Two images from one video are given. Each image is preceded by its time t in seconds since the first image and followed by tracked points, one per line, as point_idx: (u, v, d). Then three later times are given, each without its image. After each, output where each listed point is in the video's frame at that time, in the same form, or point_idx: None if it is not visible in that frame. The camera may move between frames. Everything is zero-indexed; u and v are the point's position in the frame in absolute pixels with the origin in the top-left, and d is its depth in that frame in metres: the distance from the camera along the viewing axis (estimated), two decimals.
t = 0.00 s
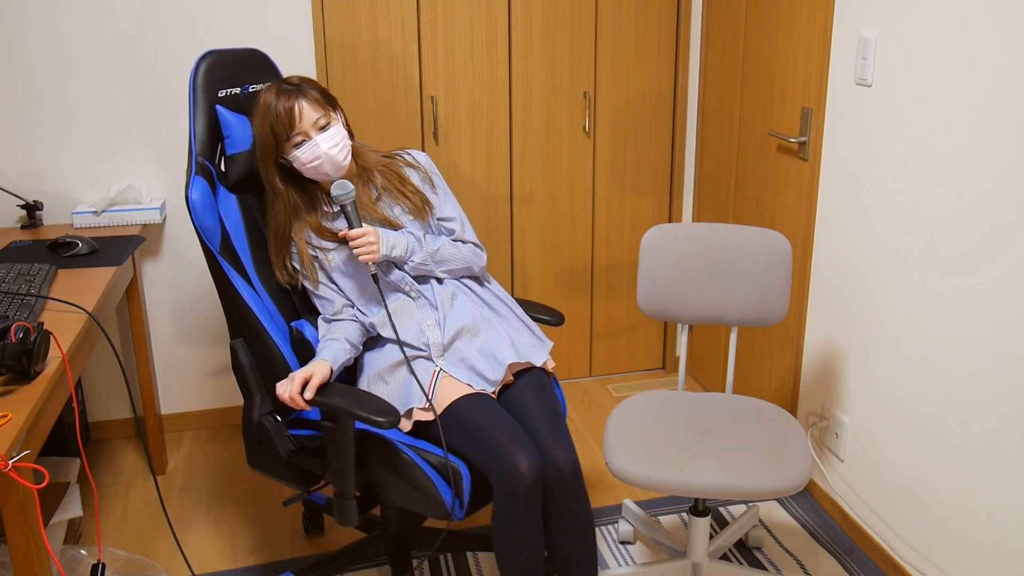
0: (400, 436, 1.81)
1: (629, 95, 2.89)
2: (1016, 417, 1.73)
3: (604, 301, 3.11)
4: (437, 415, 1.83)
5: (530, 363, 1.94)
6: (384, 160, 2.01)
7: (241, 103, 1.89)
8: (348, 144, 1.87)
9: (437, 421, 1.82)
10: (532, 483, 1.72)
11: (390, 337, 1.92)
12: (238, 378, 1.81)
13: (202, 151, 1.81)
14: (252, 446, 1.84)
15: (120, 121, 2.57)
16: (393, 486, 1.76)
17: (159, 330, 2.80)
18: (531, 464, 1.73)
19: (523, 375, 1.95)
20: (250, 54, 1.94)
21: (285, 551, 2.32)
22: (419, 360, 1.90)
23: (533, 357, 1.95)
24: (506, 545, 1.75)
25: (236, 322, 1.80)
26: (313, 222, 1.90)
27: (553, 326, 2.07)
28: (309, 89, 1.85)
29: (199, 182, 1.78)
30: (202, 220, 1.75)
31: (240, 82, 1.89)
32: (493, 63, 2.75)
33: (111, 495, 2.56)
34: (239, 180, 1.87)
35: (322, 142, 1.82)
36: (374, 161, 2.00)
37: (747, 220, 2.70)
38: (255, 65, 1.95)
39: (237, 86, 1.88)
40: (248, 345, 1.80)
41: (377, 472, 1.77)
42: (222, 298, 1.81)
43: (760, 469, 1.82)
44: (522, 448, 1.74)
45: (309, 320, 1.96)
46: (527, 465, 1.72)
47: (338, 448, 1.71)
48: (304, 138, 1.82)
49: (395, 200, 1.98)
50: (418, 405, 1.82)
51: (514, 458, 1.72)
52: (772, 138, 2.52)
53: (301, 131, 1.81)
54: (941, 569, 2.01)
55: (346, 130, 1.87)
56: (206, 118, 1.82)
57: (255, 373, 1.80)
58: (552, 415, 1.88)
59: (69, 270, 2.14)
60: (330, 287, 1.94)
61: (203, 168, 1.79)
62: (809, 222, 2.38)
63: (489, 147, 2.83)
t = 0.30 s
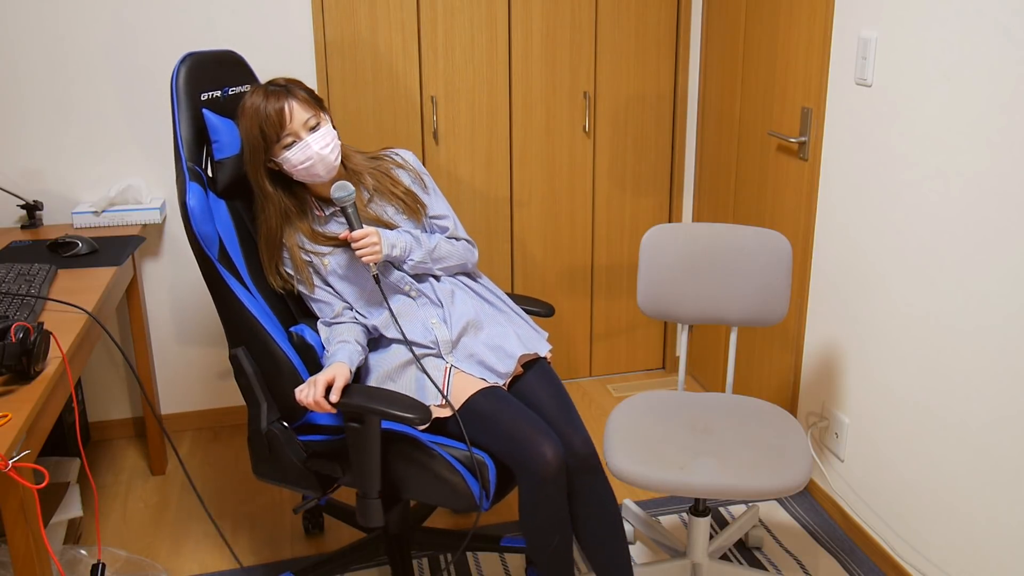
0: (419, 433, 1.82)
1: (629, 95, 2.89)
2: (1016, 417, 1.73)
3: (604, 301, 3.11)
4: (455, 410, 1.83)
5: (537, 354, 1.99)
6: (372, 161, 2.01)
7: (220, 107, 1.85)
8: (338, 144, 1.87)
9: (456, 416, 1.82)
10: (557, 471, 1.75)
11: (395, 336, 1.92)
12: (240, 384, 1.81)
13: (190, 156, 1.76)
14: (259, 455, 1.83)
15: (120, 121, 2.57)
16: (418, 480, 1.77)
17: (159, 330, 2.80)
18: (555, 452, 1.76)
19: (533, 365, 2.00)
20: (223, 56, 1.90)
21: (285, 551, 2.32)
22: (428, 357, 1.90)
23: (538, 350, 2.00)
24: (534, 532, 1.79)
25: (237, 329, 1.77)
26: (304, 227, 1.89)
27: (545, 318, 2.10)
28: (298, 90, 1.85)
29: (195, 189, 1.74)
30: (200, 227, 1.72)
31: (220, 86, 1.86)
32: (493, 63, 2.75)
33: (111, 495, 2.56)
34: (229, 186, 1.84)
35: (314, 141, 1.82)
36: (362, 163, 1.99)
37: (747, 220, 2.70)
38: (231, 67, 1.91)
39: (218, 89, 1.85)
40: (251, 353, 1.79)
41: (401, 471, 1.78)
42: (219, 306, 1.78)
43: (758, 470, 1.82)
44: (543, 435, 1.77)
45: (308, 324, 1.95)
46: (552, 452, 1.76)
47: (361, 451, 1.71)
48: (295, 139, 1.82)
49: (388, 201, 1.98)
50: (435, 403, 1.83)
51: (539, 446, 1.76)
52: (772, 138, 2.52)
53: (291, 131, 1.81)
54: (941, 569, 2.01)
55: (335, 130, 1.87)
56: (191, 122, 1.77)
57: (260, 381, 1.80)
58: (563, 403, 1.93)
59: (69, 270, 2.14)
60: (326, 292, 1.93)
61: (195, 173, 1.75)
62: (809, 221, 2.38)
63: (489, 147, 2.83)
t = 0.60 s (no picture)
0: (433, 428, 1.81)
1: (629, 95, 2.89)
2: (1017, 416, 1.73)
3: (603, 301, 3.11)
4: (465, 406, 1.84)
5: (539, 347, 2.02)
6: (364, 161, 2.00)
7: (207, 111, 1.83)
8: (338, 145, 1.87)
9: (468, 413, 1.83)
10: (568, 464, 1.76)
11: (399, 336, 1.92)
12: (245, 390, 1.81)
13: (185, 160, 1.74)
14: (269, 461, 1.84)
15: (120, 121, 2.57)
16: (436, 476, 1.77)
17: (159, 330, 2.79)
18: (569, 439, 1.77)
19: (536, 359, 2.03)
20: (206, 57, 1.88)
21: (285, 551, 2.32)
22: (434, 355, 1.90)
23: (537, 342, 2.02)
24: (549, 520, 1.80)
25: (239, 333, 1.77)
26: (303, 230, 1.89)
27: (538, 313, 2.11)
28: (295, 92, 1.85)
29: (195, 193, 1.72)
30: (201, 232, 1.70)
31: (206, 88, 1.84)
32: (493, 63, 2.75)
33: (111, 495, 2.56)
34: (224, 189, 1.82)
35: (315, 142, 1.83)
36: (354, 163, 1.98)
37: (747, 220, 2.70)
38: (214, 70, 1.89)
39: (205, 91, 1.83)
40: (253, 357, 1.79)
41: (417, 468, 1.78)
42: (219, 311, 1.77)
43: (759, 470, 1.82)
44: (557, 424, 1.79)
45: (307, 326, 1.94)
46: (566, 440, 1.77)
47: (378, 449, 1.71)
48: (296, 142, 1.82)
49: (385, 201, 1.98)
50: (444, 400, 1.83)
51: (555, 437, 1.77)
52: (772, 138, 2.52)
53: (292, 133, 1.81)
54: (941, 569, 2.01)
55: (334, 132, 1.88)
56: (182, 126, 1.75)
57: (264, 384, 1.80)
58: (569, 398, 1.96)
59: (69, 270, 2.14)
60: (326, 293, 1.93)
61: (192, 177, 1.73)
62: (809, 221, 2.38)
63: (489, 147, 2.83)
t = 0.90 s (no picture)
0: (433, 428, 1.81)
1: (629, 95, 2.89)
2: (1017, 417, 1.73)
3: (603, 301, 3.11)
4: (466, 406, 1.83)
5: (539, 347, 2.02)
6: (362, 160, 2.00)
7: (206, 110, 1.83)
8: (333, 141, 1.87)
9: (470, 412, 1.82)
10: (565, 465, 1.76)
11: (399, 336, 1.92)
12: (246, 391, 1.81)
13: (184, 160, 1.74)
14: (270, 462, 1.84)
15: (120, 121, 2.57)
16: (439, 476, 1.77)
17: (159, 330, 2.79)
18: (570, 440, 1.78)
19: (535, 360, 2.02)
20: (204, 57, 1.88)
21: (285, 551, 2.31)
22: (434, 355, 1.90)
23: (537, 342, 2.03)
24: (548, 520, 1.81)
25: (240, 333, 1.77)
26: (302, 231, 1.89)
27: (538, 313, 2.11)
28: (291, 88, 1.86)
29: (195, 194, 1.72)
30: (202, 232, 1.70)
31: (204, 88, 1.84)
32: (493, 63, 2.75)
33: (111, 495, 2.56)
34: (224, 190, 1.82)
35: (309, 139, 1.82)
36: (354, 164, 1.98)
37: (747, 220, 2.70)
38: (213, 70, 1.89)
39: (204, 92, 1.83)
40: (253, 357, 1.79)
41: (420, 467, 1.77)
42: (219, 311, 1.77)
43: (759, 470, 1.82)
44: (559, 425, 1.79)
45: (307, 327, 1.94)
46: (568, 441, 1.77)
47: (380, 449, 1.71)
48: (291, 137, 1.82)
49: (384, 202, 1.98)
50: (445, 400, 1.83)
51: (557, 438, 1.77)
52: (772, 138, 2.52)
53: (289, 128, 1.82)
54: (941, 569, 2.01)
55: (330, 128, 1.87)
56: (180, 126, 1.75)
57: (264, 385, 1.80)
58: (569, 399, 1.96)
59: (69, 270, 2.14)
60: (325, 293, 1.92)
61: (192, 177, 1.73)
62: (809, 221, 2.38)
63: (490, 147, 2.83)
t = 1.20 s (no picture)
0: (428, 428, 1.82)
1: (629, 95, 2.89)
2: (1017, 417, 1.73)
3: (604, 301, 3.11)
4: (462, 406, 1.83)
5: (538, 349, 2.01)
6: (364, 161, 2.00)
7: (209, 110, 1.84)
8: (334, 141, 1.86)
9: (464, 413, 1.83)
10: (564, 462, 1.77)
11: (398, 337, 1.93)
12: (244, 390, 1.81)
13: (185, 159, 1.75)
14: (266, 460, 1.84)
15: (120, 121, 2.57)
16: (431, 476, 1.77)
17: (159, 330, 2.79)
18: (564, 443, 1.78)
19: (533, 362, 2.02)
20: (209, 57, 1.88)
21: (285, 551, 2.31)
22: (432, 356, 1.90)
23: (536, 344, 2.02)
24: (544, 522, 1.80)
25: (239, 332, 1.77)
26: (302, 230, 1.89)
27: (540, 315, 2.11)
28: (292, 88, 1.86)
29: (195, 193, 1.73)
30: (201, 231, 1.71)
31: (208, 88, 1.85)
32: (493, 63, 2.75)
33: (111, 495, 2.56)
34: (225, 189, 1.83)
35: (309, 138, 1.82)
36: (356, 164, 1.98)
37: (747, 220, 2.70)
38: (217, 69, 1.90)
39: (207, 91, 1.84)
40: (252, 356, 1.79)
41: (414, 468, 1.78)
42: (219, 310, 1.77)
43: (759, 469, 1.82)
44: (554, 428, 1.79)
45: (307, 326, 1.94)
46: (562, 443, 1.77)
47: (374, 449, 1.71)
48: (291, 137, 1.82)
49: (384, 202, 1.98)
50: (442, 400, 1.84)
51: (551, 440, 1.77)
52: (772, 138, 2.52)
53: (287, 128, 1.81)
54: (941, 569, 2.01)
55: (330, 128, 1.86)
56: (183, 126, 1.76)
57: (263, 384, 1.80)
58: (567, 400, 1.96)
59: (69, 270, 2.14)
60: (325, 293, 1.93)
61: (193, 176, 1.74)
62: (809, 221, 2.38)
63: (490, 147, 2.83)
